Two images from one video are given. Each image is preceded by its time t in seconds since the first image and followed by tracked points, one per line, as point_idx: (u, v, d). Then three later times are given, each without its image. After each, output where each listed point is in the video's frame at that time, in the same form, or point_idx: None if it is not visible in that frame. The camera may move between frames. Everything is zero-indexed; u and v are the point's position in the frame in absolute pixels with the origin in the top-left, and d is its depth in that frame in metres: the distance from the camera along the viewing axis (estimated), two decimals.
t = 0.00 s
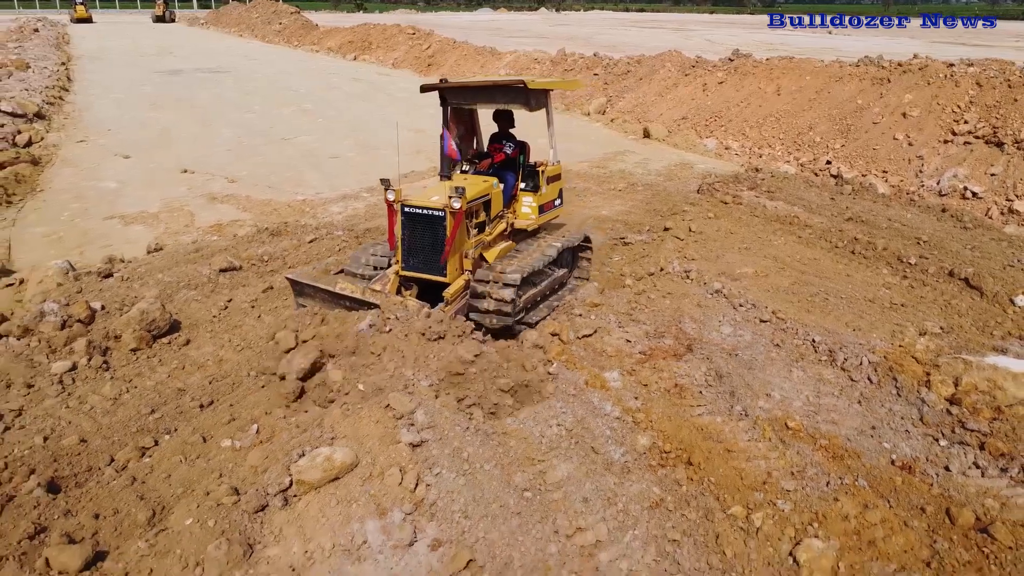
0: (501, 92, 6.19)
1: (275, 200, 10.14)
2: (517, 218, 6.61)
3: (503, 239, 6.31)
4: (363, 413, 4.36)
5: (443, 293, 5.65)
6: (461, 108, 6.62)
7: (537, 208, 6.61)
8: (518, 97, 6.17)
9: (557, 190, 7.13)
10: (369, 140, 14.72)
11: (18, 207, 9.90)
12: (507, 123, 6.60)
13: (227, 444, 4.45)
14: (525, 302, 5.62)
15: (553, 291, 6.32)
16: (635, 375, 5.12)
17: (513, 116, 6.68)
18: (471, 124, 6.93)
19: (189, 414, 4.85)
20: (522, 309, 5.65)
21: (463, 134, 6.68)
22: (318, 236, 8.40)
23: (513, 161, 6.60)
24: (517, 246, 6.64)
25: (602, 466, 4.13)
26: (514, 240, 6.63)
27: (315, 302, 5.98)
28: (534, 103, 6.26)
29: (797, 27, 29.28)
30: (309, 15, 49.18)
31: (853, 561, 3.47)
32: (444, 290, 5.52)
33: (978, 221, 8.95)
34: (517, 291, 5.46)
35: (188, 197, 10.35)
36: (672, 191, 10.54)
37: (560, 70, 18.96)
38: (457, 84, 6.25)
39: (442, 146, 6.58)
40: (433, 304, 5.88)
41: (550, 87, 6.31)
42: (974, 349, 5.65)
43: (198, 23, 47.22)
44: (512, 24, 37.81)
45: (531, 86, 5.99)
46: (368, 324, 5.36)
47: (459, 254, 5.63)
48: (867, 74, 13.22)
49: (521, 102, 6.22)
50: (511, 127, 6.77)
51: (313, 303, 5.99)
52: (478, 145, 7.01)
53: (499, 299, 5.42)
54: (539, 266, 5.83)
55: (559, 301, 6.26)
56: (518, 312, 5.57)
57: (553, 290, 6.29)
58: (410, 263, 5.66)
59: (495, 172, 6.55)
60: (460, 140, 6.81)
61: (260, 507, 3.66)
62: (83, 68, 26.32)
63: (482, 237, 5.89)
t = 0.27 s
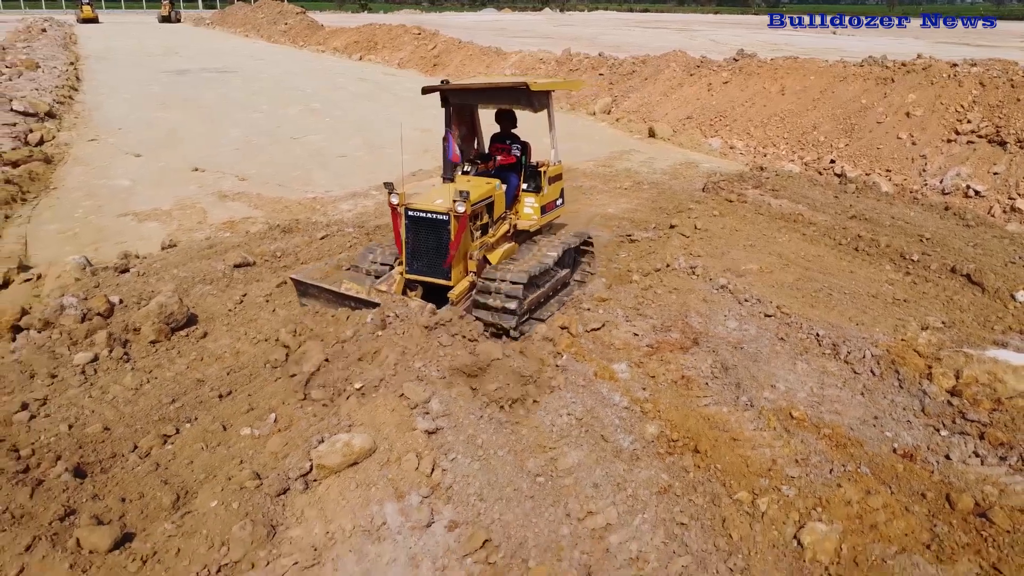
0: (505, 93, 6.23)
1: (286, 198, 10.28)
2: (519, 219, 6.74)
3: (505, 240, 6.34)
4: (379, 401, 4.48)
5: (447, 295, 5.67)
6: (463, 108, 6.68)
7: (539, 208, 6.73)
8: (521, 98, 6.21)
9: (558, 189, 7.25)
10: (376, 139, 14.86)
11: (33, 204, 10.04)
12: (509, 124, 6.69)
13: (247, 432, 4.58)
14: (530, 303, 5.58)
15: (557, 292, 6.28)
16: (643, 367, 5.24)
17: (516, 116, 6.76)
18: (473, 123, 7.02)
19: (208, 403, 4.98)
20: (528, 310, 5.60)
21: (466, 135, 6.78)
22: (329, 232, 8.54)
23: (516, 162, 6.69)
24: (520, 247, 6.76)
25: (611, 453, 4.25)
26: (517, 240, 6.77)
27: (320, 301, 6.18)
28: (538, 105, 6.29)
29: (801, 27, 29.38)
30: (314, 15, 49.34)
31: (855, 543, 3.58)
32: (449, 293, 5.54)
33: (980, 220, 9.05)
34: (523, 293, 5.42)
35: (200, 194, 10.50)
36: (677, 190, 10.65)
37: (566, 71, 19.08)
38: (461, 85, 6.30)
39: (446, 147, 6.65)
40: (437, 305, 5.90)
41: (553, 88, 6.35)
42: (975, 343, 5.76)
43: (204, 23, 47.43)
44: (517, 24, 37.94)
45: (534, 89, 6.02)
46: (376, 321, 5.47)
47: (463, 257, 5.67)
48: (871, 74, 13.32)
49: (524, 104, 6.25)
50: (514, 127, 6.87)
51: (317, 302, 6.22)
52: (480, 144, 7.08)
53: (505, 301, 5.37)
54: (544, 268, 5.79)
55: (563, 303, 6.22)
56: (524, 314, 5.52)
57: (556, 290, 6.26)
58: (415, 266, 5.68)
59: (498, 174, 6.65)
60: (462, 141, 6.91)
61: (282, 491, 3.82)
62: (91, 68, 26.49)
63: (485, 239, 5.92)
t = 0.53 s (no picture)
0: (508, 94, 6.22)
1: (296, 195, 10.42)
2: (524, 219, 6.73)
3: (511, 241, 6.44)
4: (394, 391, 4.61)
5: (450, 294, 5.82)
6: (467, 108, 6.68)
7: (543, 209, 6.67)
8: (524, 100, 6.20)
9: (565, 188, 7.22)
10: (384, 138, 15.00)
11: (47, 201, 10.19)
12: (515, 124, 6.65)
13: (266, 420, 4.71)
14: (531, 307, 5.66)
15: (560, 291, 6.35)
16: (650, 360, 5.36)
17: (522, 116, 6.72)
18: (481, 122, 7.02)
19: (227, 393, 5.11)
20: (529, 313, 5.69)
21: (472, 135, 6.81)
22: (340, 229, 8.67)
23: (521, 162, 6.68)
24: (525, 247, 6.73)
25: (620, 441, 4.38)
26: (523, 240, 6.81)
27: (325, 295, 6.12)
28: (541, 106, 6.27)
29: (805, 27, 29.48)
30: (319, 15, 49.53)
31: (857, 527, 3.69)
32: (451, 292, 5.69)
33: (983, 218, 9.16)
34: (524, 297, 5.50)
35: (211, 192, 10.64)
36: (682, 188, 10.77)
37: (571, 71, 19.21)
38: (464, 87, 6.30)
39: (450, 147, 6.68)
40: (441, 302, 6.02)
41: (557, 88, 6.31)
42: (976, 337, 5.87)
43: (210, 23, 47.64)
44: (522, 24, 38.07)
45: (537, 91, 6.00)
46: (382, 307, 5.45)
47: (465, 258, 5.80)
48: (876, 74, 13.42)
49: (527, 105, 6.24)
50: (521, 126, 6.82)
51: (323, 295, 6.14)
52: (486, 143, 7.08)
53: (506, 305, 5.47)
54: (546, 270, 5.86)
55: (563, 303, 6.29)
56: (525, 317, 5.61)
57: (559, 292, 6.32)
58: (419, 265, 5.85)
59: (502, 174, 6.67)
60: (468, 141, 6.93)
61: (302, 475, 3.97)
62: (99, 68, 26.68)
63: (489, 239, 6.03)
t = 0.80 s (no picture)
0: (513, 94, 6.24)
1: (306, 193, 10.55)
2: (527, 219, 6.75)
3: (513, 240, 6.42)
4: (409, 381, 4.73)
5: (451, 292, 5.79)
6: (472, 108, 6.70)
7: (547, 209, 6.71)
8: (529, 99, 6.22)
9: (568, 189, 7.23)
10: (392, 137, 15.14)
11: (61, 199, 10.34)
12: (520, 124, 6.70)
13: (284, 409, 4.83)
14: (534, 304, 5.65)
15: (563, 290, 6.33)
16: (658, 352, 5.48)
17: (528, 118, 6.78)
18: (487, 125, 7.07)
19: (245, 383, 5.24)
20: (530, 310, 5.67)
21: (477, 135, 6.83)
22: (351, 226, 8.80)
23: (524, 162, 6.69)
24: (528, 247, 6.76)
25: (630, 430, 4.50)
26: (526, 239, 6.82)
27: (327, 294, 6.11)
28: (546, 106, 6.30)
29: (809, 28, 29.59)
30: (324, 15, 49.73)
31: (860, 511, 3.81)
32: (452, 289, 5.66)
33: (985, 216, 9.26)
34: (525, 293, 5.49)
35: (222, 190, 10.78)
36: (688, 186, 10.88)
37: (577, 71, 19.33)
38: (469, 86, 6.32)
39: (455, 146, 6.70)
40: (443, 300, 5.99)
41: (561, 88, 6.33)
42: (978, 332, 5.98)
43: (216, 23, 47.87)
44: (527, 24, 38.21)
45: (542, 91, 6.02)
46: (380, 302, 5.37)
47: (467, 255, 5.79)
48: (880, 74, 13.52)
49: (532, 104, 6.26)
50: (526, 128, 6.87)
51: (324, 294, 6.14)
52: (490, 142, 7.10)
53: (507, 301, 5.45)
54: (549, 268, 5.84)
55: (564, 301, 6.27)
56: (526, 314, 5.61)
57: (563, 289, 6.30)
58: (420, 262, 5.84)
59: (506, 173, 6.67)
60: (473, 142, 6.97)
61: (321, 460, 4.10)
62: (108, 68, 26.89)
63: (491, 237, 6.03)
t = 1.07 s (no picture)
0: (518, 93, 6.26)
1: (316, 191, 10.68)
2: (530, 220, 6.65)
3: (517, 241, 6.40)
4: (424, 372, 4.86)
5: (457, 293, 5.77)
6: (477, 107, 6.71)
7: (550, 209, 6.61)
8: (534, 98, 6.25)
9: (572, 191, 7.15)
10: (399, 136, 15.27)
11: (76, 196, 10.50)
12: (524, 124, 6.67)
13: (302, 399, 4.97)
14: (539, 304, 5.73)
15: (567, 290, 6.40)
16: (666, 346, 5.60)
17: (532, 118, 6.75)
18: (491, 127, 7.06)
19: (263, 374, 5.37)
20: (535, 310, 5.75)
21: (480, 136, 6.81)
22: (362, 223, 8.93)
23: (527, 162, 6.63)
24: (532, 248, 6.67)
25: (639, 420, 4.61)
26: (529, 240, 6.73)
27: (331, 297, 6.09)
28: (550, 105, 6.33)
29: (814, 27, 29.70)
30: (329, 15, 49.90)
31: (864, 497, 3.92)
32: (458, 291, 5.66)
33: (988, 214, 9.37)
34: (530, 294, 5.57)
35: (233, 188, 10.92)
36: (693, 185, 10.99)
37: (583, 72, 19.45)
38: (473, 86, 6.35)
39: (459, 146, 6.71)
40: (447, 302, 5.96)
41: (566, 88, 6.36)
42: (981, 326, 6.09)
43: (221, 23, 48.08)
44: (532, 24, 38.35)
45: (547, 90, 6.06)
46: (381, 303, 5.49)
47: (473, 255, 5.75)
48: (884, 74, 13.62)
49: (537, 103, 6.29)
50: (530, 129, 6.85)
51: (329, 298, 6.12)
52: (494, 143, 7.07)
53: (512, 302, 5.53)
54: (554, 267, 5.92)
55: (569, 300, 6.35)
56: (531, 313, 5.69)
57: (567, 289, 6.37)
58: (425, 262, 5.81)
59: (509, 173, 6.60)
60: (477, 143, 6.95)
61: (341, 447, 4.25)
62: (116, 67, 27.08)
63: (496, 237, 5.99)
